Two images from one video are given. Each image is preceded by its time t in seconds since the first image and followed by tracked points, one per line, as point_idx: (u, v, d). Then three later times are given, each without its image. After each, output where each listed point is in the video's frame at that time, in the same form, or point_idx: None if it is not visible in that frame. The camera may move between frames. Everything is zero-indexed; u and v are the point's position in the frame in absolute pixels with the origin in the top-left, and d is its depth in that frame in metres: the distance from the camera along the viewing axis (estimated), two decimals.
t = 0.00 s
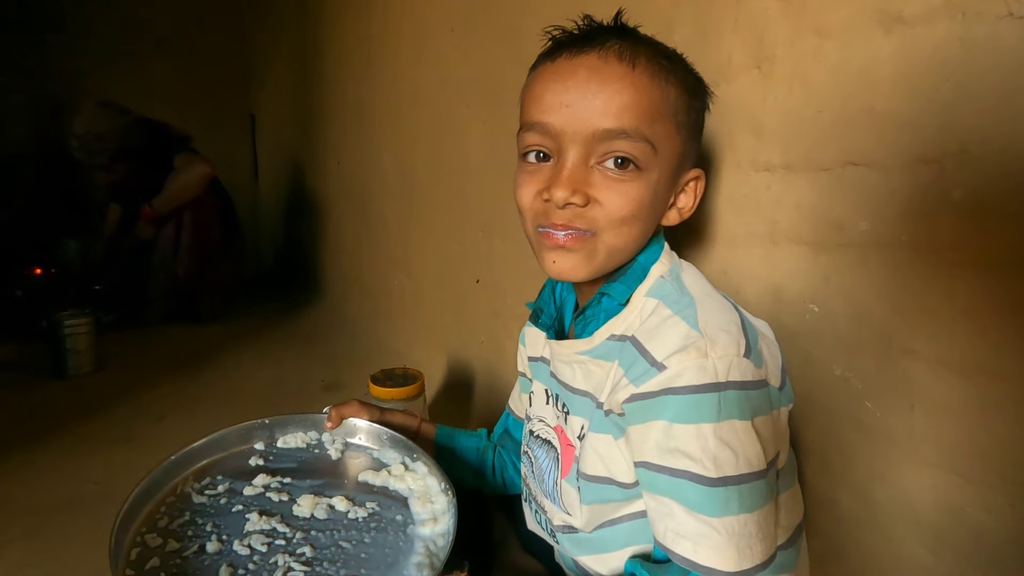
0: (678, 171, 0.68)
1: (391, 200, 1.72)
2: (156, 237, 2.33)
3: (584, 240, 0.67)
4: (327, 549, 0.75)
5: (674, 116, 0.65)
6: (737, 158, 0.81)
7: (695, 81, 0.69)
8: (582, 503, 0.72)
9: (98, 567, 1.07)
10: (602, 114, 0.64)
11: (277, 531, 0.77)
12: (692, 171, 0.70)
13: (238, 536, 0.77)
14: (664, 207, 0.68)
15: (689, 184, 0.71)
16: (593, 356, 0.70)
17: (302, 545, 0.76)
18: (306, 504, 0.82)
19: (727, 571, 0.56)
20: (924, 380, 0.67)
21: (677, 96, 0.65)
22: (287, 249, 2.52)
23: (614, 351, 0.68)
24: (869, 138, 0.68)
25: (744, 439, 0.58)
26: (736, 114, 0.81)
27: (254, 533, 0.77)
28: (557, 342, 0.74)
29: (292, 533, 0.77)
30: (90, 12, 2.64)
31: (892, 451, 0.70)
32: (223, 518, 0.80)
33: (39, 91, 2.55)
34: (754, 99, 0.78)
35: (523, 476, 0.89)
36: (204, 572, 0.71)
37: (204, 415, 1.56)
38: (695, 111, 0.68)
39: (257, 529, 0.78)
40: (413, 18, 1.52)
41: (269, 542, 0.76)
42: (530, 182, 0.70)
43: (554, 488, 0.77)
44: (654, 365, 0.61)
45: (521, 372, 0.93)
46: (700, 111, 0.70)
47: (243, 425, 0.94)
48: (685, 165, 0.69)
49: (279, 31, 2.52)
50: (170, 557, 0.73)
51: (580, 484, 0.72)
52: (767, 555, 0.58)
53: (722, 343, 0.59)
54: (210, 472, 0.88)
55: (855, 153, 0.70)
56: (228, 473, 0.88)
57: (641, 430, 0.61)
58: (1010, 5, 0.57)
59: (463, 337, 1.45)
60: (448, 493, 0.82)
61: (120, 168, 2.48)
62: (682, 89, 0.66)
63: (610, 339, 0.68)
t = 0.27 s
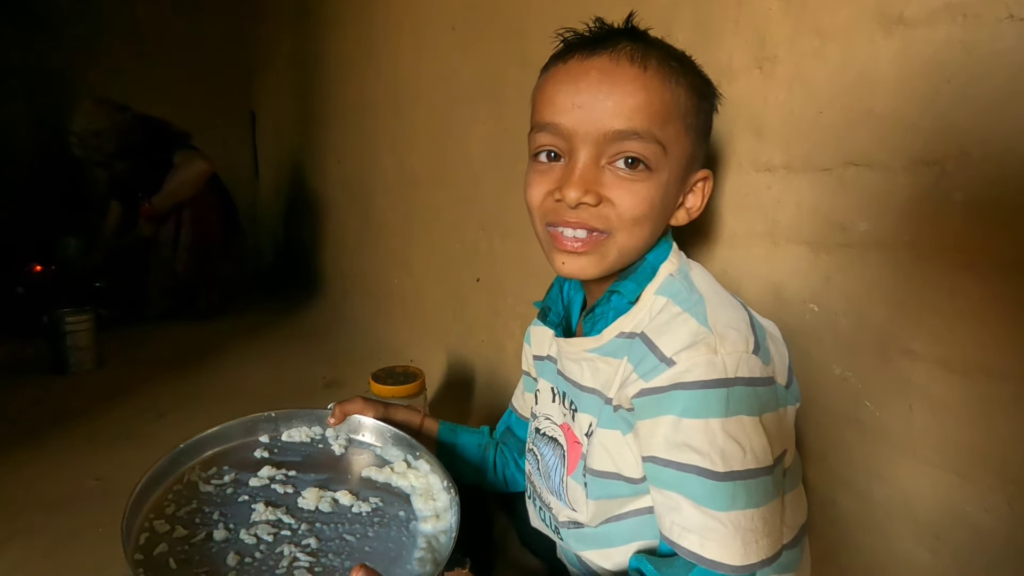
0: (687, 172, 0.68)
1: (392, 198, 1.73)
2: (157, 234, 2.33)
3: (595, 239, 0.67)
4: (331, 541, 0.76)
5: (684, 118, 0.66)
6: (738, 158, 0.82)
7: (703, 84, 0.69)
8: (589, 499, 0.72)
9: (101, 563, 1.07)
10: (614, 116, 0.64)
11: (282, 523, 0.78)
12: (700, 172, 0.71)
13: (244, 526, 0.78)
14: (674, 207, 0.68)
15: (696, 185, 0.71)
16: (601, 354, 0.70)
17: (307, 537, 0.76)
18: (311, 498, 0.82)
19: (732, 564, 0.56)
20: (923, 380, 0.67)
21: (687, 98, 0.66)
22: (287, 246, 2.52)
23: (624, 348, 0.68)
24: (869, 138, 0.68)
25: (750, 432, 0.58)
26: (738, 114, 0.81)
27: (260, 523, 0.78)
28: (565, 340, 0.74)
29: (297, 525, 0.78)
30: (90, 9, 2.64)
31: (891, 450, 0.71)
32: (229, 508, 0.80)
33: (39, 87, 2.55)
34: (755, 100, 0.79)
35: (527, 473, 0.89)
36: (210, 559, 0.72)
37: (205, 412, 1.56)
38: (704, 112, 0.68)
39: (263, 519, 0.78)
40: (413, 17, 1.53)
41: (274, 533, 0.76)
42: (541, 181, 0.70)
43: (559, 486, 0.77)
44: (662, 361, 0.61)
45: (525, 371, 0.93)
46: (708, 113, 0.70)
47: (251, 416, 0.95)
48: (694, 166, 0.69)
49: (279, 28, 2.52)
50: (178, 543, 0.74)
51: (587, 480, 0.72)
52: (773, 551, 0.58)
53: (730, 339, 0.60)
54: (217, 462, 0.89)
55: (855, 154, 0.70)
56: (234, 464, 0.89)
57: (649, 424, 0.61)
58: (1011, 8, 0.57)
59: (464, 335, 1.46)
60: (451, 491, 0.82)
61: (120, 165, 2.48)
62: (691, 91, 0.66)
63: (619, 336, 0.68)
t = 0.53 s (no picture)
0: (691, 169, 0.68)
1: (395, 195, 1.72)
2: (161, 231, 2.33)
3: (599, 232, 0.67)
4: (345, 529, 0.76)
5: (690, 114, 0.66)
6: (742, 156, 0.81)
7: (708, 82, 0.69)
8: (594, 496, 0.71)
9: (105, 558, 1.07)
10: (620, 110, 0.64)
11: (296, 513, 0.78)
12: (704, 169, 0.71)
13: (258, 517, 0.77)
14: (678, 203, 0.69)
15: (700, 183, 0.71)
16: (606, 351, 0.70)
17: (321, 525, 0.76)
18: (322, 489, 0.82)
19: (734, 557, 0.56)
20: (928, 378, 0.67)
21: (692, 95, 0.66)
22: (290, 243, 2.53)
23: (628, 344, 0.67)
24: (875, 137, 0.68)
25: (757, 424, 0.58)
26: (742, 112, 0.81)
27: (274, 514, 0.78)
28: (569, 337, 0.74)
29: (310, 515, 0.78)
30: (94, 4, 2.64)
31: (895, 449, 0.71)
32: (242, 501, 0.80)
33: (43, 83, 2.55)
34: (761, 97, 0.78)
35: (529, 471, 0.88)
36: (226, 550, 0.72)
37: (209, 408, 1.56)
38: (708, 109, 0.69)
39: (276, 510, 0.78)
40: (418, 13, 1.52)
41: (289, 523, 0.76)
42: (545, 175, 0.70)
43: (564, 484, 0.76)
44: (669, 353, 0.61)
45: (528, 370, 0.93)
46: (712, 112, 0.70)
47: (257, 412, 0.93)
48: (698, 164, 0.69)
49: (283, 25, 2.52)
50: (194, 534, 0.74)
51: (593, 476, 0.71)
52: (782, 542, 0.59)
53: (735, 331, 0.60)
54: (227, 457, 0.88)
55: (861, 152, 0.70)
56: (244, 459, 0.88)
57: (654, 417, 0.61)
58: (1019, 5, 0.57)
59: (467, 332, 1.46)
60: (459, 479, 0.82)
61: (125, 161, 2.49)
62: (696, 89, 0.66)
63: (623, 333, 0.68)
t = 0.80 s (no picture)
0: (700, 166, 0.68)
1: (400, 191, 1.72)
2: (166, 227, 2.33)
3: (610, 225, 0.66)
4: (391, 525, 0.75)
5: (699, 110, 0.66)
6: (751, 154, 0.81)
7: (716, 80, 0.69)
8: (615, 499, 0.71)
9: (112, 553, 1.08)
10: (631, 103, 0.64)
11: (337, 514, 0.77)
12: (712, 168, 0.70)
13: (299, 522, 0.75)
14: (687, 199, 0.68)
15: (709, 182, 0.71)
16: (623, 351, 0.69)
17: (366, 524, 0.76)
18: (355, 488, 0.81)
19: (789, 557, 0.56)
20: (938, 378, 0.67)
21: (701, 91, 0.66)
22: (294, 239, 2.53)
23: (646, 345, 0.67)
24: (888, 134, 0.68)
25: (801, 422, 0.60)
26: (751, 109, 0.81)
27: (315, 517, 0.76)
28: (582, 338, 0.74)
29: (352, 515, 0.77)
30: None
31: (905, 449, 0.70)
32: (275, 508, 0.78)
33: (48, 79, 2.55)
34: (771, 94, 0.78)
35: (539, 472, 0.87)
36: (280, 558, 0.69)
37: (214, 403, 1.57)
38: (715, 106, 0.69)
39: (317, 513, 0.76)
40: (424, 10, 1.52)
41: (333, 525, 0.75)
42: (555, 169, 0.70)
43: (580, 487, 0.75)
44: (711, 360, 0.60)
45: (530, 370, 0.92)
46: (720, 110, 0.70)
47: (259, 418, 0.89)
48: (706, 161, 0.69)
49: (288, 21, 2.52)
50: (238, 547, 0.71)
51: (613, 480, 0.71)
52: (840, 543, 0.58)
53: (771, 329, 0.62)
54: (242, 465, 0.84)
55: (871, 150, 0.69)
56: (262, 467, 0.85)
57: (702, 428, 0.59)
58: None
59: (471, 330, 1.45)
60: (490, 464, 0.84)
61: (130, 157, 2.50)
62: (705, 86, 0.67)
63: (640, 333, 0.67)
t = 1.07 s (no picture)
0: (710, 163, 0.68)
1: (403, 188, 1.72)
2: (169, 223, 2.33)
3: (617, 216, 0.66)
4: (389, 524, 0.75)
5: (710, 106, 0.66)
6: (755, 152, 0.81)
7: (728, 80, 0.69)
8: (616, 497, 0.71)
9: (114, 547, 1.08)
10: (643, 94, 0.64)
11: (335, 515, 0.77)
12: (719, 168, 0.70)
13: (296, 527, 0.75)
14: (694, 196, 0.68)
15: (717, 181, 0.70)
16: (626, 348, 0.69)
17: (364, 524, 0.75)
18: (354, 489, 0.81)
19: (787, 557, 0.56)
20: (942, 377, 0.66)
21: (713, 87, 0.66)
22: (297, 236, 2.53)
23: (649, 343, 0.67)
24: (893, 131, 0.67)
25: (803, 423, 0.59)
26: (755, 107, 0.80)
27: (313, 521, 0.76)
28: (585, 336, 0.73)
29: (350, 516, 0.77)
30: None
31: (908, 448, 0.70)
32: (274, 513, 0.78)
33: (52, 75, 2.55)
34: (775, 92, 0.78)
35: (541, 469, 0.87)
36: (276, 564, 0.70)
37: (217, 399, 1.57)
38: (726, 105, 0.69)
39: (314, 517, 0.76)
40: (428, 7, 1.51)
41: (331, 526, 0.75)
42: (564, 159, 0.69)
43: (582, 485, 0.75)
44: (714, 358, 0.60)
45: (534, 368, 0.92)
46: (731, 111, 0.70)
47: (260, 426, 0.89)
48: (714, 160, 0.69)
49: (291, 18, 2.52)
50: (236, 554, 0.71)
51: (615, 478, 0.71)
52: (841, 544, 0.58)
53: (775, 328, 0.61)
54: (243, 473, 0.84)
55: (876, 148, 0.69)
56: (263, 473, 0.85)
57: (704, 427, 0.59)
58: None
59: (474, 327, 1.45)
60: (490, 457, 0.83)
61: (133, 153, 2.50)
62: (717, 84, 0.67)
63: (644, 330, 0.67)
